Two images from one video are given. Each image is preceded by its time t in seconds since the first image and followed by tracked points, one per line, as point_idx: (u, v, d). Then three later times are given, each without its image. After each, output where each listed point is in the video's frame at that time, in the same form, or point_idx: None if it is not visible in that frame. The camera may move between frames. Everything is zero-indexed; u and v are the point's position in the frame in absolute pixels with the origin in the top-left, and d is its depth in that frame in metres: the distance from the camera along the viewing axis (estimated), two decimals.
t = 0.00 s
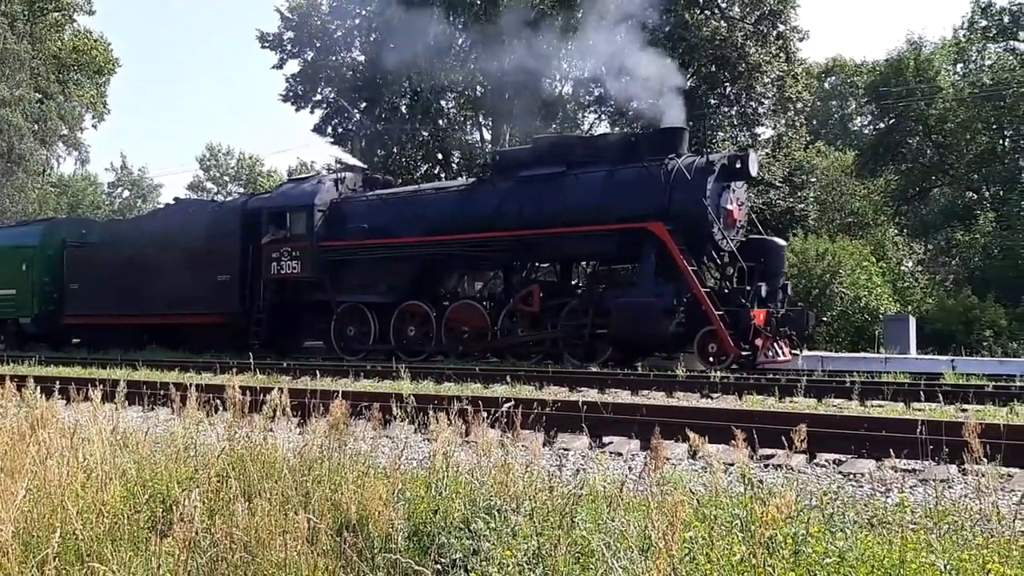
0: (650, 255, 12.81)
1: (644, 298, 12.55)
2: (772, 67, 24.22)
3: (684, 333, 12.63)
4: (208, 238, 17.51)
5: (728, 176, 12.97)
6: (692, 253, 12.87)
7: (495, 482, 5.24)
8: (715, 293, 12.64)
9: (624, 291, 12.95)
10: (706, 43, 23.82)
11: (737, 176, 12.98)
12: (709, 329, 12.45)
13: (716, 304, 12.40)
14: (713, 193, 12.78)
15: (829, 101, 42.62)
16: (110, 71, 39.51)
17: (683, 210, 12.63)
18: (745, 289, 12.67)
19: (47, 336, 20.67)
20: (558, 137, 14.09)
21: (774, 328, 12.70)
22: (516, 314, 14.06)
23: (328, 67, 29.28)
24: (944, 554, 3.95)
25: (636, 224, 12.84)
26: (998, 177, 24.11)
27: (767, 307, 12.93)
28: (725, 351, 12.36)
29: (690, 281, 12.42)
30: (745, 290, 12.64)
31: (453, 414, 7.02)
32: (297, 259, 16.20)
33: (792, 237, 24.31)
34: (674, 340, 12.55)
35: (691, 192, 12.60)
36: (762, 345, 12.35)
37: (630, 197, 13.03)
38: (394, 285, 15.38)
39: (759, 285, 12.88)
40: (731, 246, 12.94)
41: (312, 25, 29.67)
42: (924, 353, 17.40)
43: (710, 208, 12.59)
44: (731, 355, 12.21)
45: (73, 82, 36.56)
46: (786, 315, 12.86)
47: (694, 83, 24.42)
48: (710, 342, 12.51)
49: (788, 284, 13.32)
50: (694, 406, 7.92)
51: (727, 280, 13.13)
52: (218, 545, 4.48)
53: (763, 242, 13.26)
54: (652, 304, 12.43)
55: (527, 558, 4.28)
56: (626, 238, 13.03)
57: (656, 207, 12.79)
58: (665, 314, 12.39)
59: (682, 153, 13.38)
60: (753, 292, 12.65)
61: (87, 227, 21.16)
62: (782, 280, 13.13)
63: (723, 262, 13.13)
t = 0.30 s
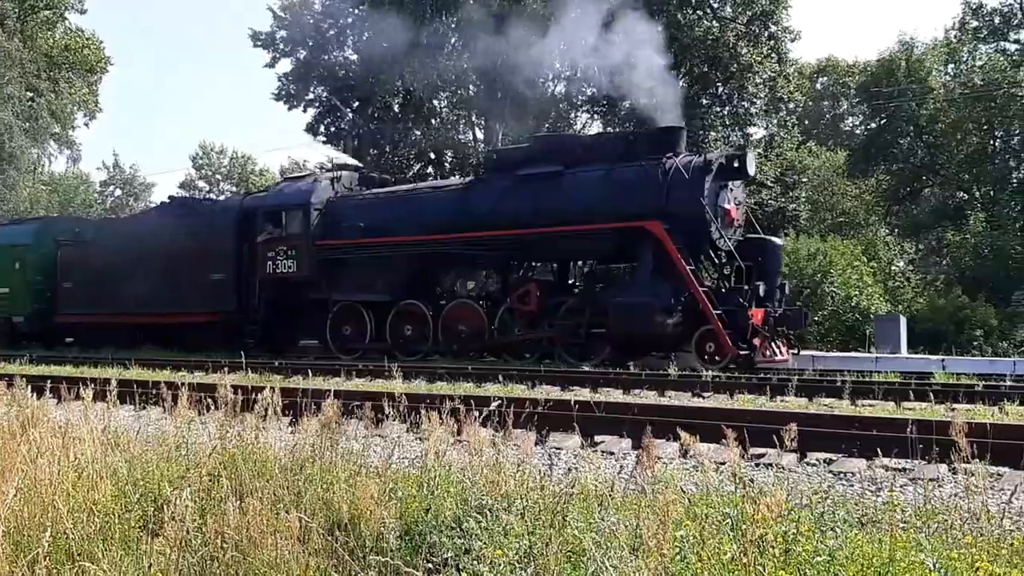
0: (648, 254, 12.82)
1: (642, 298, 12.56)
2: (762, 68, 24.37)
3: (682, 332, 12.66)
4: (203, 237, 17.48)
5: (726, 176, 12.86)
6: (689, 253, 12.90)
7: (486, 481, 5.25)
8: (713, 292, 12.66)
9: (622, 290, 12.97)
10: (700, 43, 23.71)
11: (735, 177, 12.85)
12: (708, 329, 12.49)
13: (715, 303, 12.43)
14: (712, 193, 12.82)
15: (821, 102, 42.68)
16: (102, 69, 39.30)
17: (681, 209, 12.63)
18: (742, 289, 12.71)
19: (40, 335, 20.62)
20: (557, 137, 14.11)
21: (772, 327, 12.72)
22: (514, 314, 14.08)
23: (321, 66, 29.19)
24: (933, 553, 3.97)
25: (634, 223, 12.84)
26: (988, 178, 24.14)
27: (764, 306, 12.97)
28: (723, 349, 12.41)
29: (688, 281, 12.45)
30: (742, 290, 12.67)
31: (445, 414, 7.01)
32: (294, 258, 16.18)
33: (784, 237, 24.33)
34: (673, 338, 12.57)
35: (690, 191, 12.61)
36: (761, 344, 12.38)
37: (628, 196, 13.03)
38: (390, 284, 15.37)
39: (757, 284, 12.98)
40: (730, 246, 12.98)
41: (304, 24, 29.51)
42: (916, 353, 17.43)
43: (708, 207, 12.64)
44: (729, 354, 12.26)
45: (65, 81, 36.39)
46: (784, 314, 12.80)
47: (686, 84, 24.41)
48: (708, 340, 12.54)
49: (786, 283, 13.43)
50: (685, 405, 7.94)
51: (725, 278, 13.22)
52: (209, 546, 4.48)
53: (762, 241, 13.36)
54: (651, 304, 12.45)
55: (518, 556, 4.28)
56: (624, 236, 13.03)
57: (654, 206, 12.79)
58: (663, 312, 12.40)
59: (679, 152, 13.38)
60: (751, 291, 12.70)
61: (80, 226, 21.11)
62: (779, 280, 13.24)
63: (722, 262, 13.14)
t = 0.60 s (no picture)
0: (646, 250, 12.79)
1: (640, 294, 12.54)
2: (755, 66, 24.35)
3: (680, 328, 12.66)
4: (198, 232, 17.43)
5: (725, 171, 13.02)
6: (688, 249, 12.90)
7: (477, 477, 5.26)
8: (711, 289, 12.65)
9: (619, 286, 12.95)
10: (692, 40, 23.71)
11: (734, 172, 13.04)
12: (707, 326, 12.53)
13: (713, 300, 12.43)
14: (710, 188, 12.83)
15: (812, 99, 42.68)
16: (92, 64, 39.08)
17: (679, 205, 12.64)
18: (741, 285, 12.71)
19: (32, 330, 20.60)
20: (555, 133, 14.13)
21: (771, 324, 12.81)
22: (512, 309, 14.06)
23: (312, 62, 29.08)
24: (923, 549, 3.99)
25: (632, 219, 12.82)
26: (978, 176, 24.20)
27: (763, 303, 12.95)
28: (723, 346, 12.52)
29: (687, 278, 12.45)
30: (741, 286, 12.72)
31: (437, 410, 7.00)
32: (289, 254, 16.14)
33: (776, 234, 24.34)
34: (670, 334, 12.55)
35: (689, 187, 12.63)
36: (759, 341, 12.43)
37: (626, 192, 13.03)
38: (384, 280, 15.33)
39: (756, 281, 12.91)
40: (729, 243, 13.06)
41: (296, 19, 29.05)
42: (906, 351, 17.48)
43: (707, 204, 12.65)
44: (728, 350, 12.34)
45: (55, 75, 36.19)
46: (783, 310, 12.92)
47: (678, 81, 24.39)
48: (707, 337, 12.61)
49: (785, 280, 13.46)
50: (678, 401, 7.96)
51: (725, 276, 13.13)
52: (199, 542, 4.47)
53: (760, 237, 13.44)
54: (649, 301, 12.45)
55: (509, 553, 4.28)
56: (621, 232, 13.00)
57: (652, 202, 12.80)
58: (661, 309, 12.41)
59: (678, 149, 13.42)
60: (750, 288, 12.68)
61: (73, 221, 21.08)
62: (779, 277, 13.28)
63: (721, 259, 13.14)
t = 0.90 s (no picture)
0: (649, 248, 12.81)
1: (643, 293, 12.57)
2: (748, 63, 24.37)
3: (682, 326, 12.68)
4: (197, 229, 17.36)
5: (728, 168, 13.01)
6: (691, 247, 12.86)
7: (471, 474, 5.27)
8: (714, 287, 12.62)
9: (622, 285, 12.98)
10: (686, 38, 23.75)
11: (736, 169, 13.01)
12: (710, 324, 12.46)
13: (717, 297, 12.40)
14: (713, 186, 12.84)
15: (806, 97, 42.64)
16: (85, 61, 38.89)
17: (681, 203, 12.65)
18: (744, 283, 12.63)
19: (28, 328, 20.58)
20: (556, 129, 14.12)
21: (773, 322, 12.74)
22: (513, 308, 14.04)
23: (306, 59, 28.98)
24: (915, 547, 4.00)
25: (634, 217, 12.84)
26: (971, 174, 24.23)
27: (766, 301, 12.87)
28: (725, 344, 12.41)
29: (690, 276, 12.43)
30: (742, 284, 12.56)
31: (431, 407, 7.00)
32: (288, 251, 16.08)
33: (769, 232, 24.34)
34: (672, 333, 12.61)
35: (692, 184, 12.63)
36: (762, 339, 12.34)
37: (628, 190, 13.04)
38: (384, 278, 15.31)
39: (758, 280, 12.78)
40: (730, 240, 12.98)
41: (290, 16, 29.16)
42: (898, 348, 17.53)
43: (710, 201, 12.64)
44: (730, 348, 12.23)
45: (47, 72, 36.00)
46: (785, 309, 12.90)
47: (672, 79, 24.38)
48: (710, 335, 12.53)
49: (786, 277, 13.28)
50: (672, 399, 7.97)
51: (727, 273, 13.10)
52: (192, 539, 4.45)
53: (762, 234, 13.17)
54: (652, 299, 12.45)
55: (503, 550, 4.29)
56: (623, 230, 13.02)
57: (655, 200, 12.81)
58: (664, 307, 12.41)
59: (681, 146, 13.41)
60: (752, 285, 12.58)
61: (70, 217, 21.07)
62: (781, 274, 13.08)
63: (723, 256, 13.13)
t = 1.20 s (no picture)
0: (654, 241, 12.75)
1: (648, 287, 12.50)
2: (744, 59, 24.36)
3: (688, 322, 12.59)
4: (197, 223, 17.29)
5: (734, 162, 12.94)
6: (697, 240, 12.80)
7: (468, 468, 5.27)
8: (720, 281, 12.54)
9: (627, 279, 12.92)
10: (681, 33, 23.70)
11: (743, 163, 12.93)
12: (717, 319, 12.35)
13: (724, 292, 12.30)
14: (720, 179, 12.79)
15: (802, 92, 42.57)
16: (79, 55, 38.68)
17: (686, 196, 12.62)
18: (751, 277, 12.63)
19: (27, 323, 20.61)
20: (561, 123, 14.09)
21: (780, 316, 12.65)
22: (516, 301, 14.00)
23: (301, 53, 28.88)
24: (911, 541, 4.00)
25: (639, 210, 12.79)
26: (966, 169, 24.18)
27: (772, 295, 12.86)
28: (732, 339, 12.36)
29: (696, 270, 12.37)
30: (750, 279, 12.60)
31: (427, 402, 6.99)
32: (290, 245, 16.01)
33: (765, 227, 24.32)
34: (677, 328, 12.53)
35: (698, 177, 12.60)
36: (769, 334, 12.26)
37: (633, 183, 13.01)
38: (388, 273, 15.31)
39: (765, 274, 12.81)
40: (738, 235, 12.94)
41: (285, 10, 29.08)
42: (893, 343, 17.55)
43: (716, 195, 12.58)
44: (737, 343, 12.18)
45: (41, 65, 35.84)
46: (792, 303, 12.85)
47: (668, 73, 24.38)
48: (717, 330, 12.43)
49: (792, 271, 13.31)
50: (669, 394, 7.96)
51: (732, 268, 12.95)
52: (189, 534, 4.45)
53: (768, 229, 13.31)
54: (657, 293, 12.40)
55: (498, 544, 4.30)
56: (628, 223, 12.98)
57: (660, 193, 12.77)
58: (669, 301, 12.37)
59: (687, 139, 13.38)
60: (760, 279, 12.59)
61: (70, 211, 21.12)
62: (786, 269, 13.15)
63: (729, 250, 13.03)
